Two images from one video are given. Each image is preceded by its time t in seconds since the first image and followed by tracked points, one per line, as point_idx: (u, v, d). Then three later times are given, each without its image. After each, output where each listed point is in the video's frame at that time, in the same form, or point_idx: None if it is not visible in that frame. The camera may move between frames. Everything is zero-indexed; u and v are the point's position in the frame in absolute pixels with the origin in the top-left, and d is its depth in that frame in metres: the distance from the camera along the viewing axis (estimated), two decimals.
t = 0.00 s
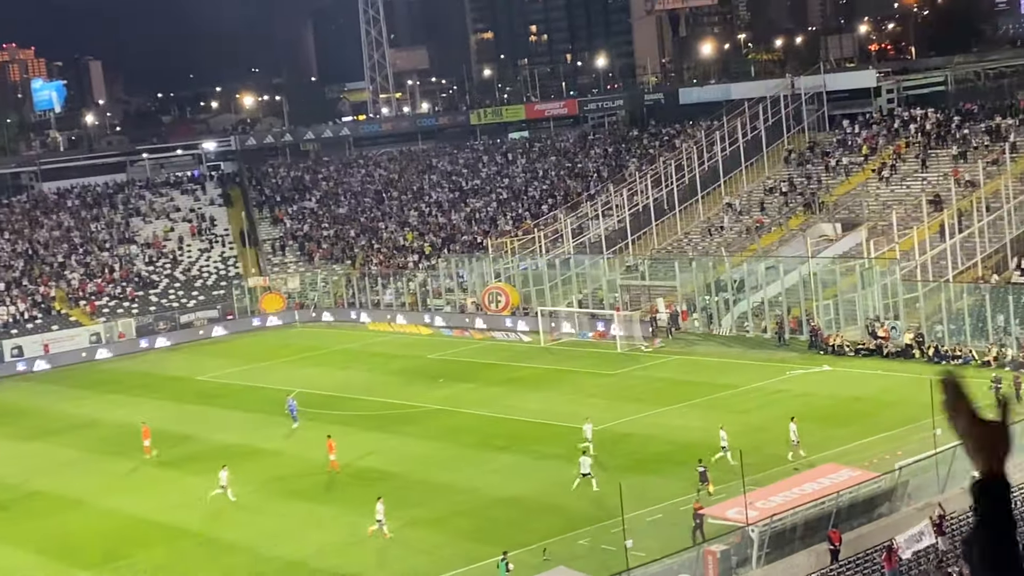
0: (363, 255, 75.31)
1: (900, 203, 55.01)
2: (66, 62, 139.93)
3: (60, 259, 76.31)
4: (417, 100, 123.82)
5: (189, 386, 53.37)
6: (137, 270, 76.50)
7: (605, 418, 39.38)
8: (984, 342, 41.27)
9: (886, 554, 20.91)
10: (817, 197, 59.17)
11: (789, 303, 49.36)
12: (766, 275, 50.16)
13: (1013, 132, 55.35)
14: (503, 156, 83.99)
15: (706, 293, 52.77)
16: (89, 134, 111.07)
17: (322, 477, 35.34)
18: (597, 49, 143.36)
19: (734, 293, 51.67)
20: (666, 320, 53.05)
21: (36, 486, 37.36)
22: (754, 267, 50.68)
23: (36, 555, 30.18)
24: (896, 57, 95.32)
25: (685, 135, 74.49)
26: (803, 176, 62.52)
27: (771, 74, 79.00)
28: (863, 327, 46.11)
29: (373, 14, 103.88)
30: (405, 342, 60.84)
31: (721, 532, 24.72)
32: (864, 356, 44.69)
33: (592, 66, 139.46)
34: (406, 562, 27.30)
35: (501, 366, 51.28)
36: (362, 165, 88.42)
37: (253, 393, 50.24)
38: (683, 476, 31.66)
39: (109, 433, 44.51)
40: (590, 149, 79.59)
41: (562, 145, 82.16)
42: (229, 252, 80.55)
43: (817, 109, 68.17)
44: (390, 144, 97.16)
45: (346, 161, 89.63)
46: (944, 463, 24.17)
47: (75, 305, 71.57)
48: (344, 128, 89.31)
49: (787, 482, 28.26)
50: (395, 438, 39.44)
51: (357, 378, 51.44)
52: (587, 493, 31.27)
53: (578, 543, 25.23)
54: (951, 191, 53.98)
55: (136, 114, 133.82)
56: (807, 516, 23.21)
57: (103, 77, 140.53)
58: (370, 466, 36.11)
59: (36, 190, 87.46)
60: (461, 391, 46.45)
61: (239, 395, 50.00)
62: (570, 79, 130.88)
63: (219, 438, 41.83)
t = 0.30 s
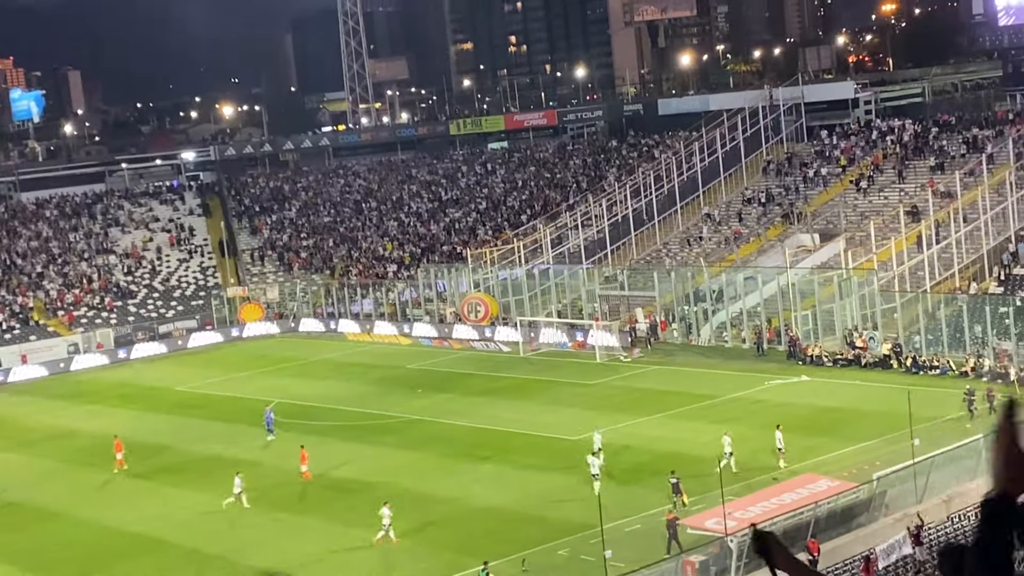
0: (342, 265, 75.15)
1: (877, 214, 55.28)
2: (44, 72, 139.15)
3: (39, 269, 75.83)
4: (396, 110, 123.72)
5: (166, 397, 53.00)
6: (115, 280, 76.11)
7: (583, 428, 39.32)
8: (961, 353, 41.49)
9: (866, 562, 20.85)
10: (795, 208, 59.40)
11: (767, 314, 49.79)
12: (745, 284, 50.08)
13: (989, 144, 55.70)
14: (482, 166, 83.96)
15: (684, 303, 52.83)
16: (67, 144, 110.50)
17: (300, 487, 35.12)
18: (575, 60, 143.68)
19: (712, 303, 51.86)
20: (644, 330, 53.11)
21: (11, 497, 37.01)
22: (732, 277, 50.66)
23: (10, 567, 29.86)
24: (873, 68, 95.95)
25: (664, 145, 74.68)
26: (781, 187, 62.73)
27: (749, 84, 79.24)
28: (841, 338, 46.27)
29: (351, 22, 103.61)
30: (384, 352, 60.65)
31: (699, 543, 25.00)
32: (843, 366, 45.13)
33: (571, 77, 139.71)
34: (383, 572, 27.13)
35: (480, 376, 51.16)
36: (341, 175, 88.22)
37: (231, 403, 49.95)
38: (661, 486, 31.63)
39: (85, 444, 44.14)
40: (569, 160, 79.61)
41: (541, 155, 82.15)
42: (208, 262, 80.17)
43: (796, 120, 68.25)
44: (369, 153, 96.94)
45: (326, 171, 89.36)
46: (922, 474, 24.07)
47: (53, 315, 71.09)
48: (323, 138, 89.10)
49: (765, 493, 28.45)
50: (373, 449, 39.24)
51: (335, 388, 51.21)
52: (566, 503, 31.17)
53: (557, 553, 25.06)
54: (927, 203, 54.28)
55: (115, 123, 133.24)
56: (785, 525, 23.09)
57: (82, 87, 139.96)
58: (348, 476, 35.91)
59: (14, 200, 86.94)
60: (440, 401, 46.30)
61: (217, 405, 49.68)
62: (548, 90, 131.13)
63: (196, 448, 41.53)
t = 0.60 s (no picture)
0: (325, 275, 74.93)
1: (859, 225, 55.45)
2: (28, 82, 138.65)
3: (21, 279, 75.44)
4: (380, 121, 123.59)
5: (149, 407, 52.70)
6: (98, 290, 75.74)
7: (567, 438, 39.24)
8: (944, 363, 41.52)
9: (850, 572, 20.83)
10: (778, 217, 59.56)
11: (750, 324, 49.64)
12: (728, 294, 50.18)
13: (971, 155, 55.93)
14: (465, 176, 83.86)
15: (667, 313, 52.85)
16: (50, 153, 110.00)
17: (282, 497, 34.96)
18: (560, 71, 144.00)
19: (695, 312, 51.73)
20: (628, 340, 53.08)
21: None
22: (716, 287, 50.69)
23: None
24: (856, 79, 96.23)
25: (648, 155, 74.73)
26: (764, 197, 62.87)
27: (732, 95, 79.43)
28: (824, 348, 46.30)
29: (335, 31, 103.43)
30: (367, 362, 60.47)
31: (682, 554, 25.02)
32: (826, 376, 45.06)
33: (555, 87, 139.88)
34: None
35: (464, 385, 51.03)
36: (325, 185, 88.00)
37: (213, 413, 49.71)
38: (645, 496, 31.56)
39: (67, 454, 43.85)
40: (552, 169, 79.57)
41: (525, 165, 82.08)
42: (191, 272, 79.82)
43: (779, 131, 68.21)
44: (353, 163, 96.76)
45: (310, 181, 89.13)
46: (905, 484, 23.98)
47: (36, 325, 70.67)
48: (306, 148, 88.90)
49: (748, 503, 28.59)
50: (355, 459, 39.08)
51: (318, 398, 50.98)
52: (548, 513, 31.08)
53: (540, 564, 25.13)
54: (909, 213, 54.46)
55: (98, 133, 132.77)
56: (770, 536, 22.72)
57: (65, 97, 139.42)
58: (330, 486, 35.78)
59: None
60: (423, 411, 46.15)
61: (200, 415, 49.38)
62: (532, 100, 131.15)
63: (178, 459, 41.25)
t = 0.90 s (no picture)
0: (310, 283, 74.74)
1: (845, 231, 55.57)
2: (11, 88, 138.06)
3: (5, 287, 75.06)
4: (365, 126, 123.33)
5: (133, 414, 52.39)
6: (82, 297, 75.37)
7: (553, 444, 39.15)
8: (929, 369, 41.67)
9: None
10: (764, 224, 59.69)
11: (736, 330, 49.85)
12: (714, 301, 50.37)
13: (956, 162, 56.07)
14: (451, 183, 83.68)
15: (653, 319, 52.86)
16: (34, 160, 109.52)
17: (268, 504, 34.77)
18: (545, 78, 144.13)
19: (681, 319, 51.82)
20: (614, 346, 53.04)
21: None
22: (701, 293, 50.87)
23: None
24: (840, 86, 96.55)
25: (633, 162, 74.73)
26: (750, 204, 62.96)
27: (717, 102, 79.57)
28: (809, 354, 46.30)
29: (320, 38, 103.15)
30: (353, 369, 60.26)
31: (669, 560, 24.96)
32: (811, 382, 45.10)
33: (541, 94, 139.83)
34: None
35: (450, 392, 50.90)
36: (310, 192, 87.75)
37: (198, 420, 49.44)
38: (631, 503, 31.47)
39: (50, 461, 43.56)
40: (538, 176, 79.57)
41: (510, 172, 82.03)
42: (175, 279, 79.50)
43: (763, 138, 68.15)
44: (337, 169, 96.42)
45: (295, 188, 88.86)
46: (890, 490, 23.94)
47: (20, 332, 70.29)
48: (292, 154, 88.66)
49: (734, 509, 28.55)
50: (341, 466, 38.90)
51: (303, 405, 50.73)
52: (534, 520, 30.98)
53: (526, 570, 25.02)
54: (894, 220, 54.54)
55: (82, 139, 132.24)
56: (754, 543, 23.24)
57: (49, 103, 138.89)
58: (315, 493, 35.60)
59: None
60: (409, 418, 45.99)
61: (184, 423, 49.07)
62: (518, 106, 131.12)
63: (163, 466, 40.97)
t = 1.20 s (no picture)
0: (294, 284, 74.62)
1: (829, 233, 55.75)
2: None
3: None
4: (350, 128, 123.14)
5: (117, 416, 52.15)
6: (65, 298, 75.01)
7: (538, 446, 39.11)
8: (912, 370, 41.82)
9: None
10: (748, 226, 59.86)
11: (720, 332, 49.85)
12: (698, 303, 50.38)
13: (939, 164, 56.28)
14: (435, 185, 83.57)
15: (638, 321, 52.86)
16: (17, 162, 108.88)
17: (254, 506, 34.63)
18: (530, 79, 144.42)
19: (666, 320, 51.78)
20: (598, 348, 53.05)
21: None
22: (686, 295, 50.84)
23: None
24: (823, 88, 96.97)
25: (618, 164, 74.77)
26: (734, 206, 63.11)
27: (702, 104, 79.77)
28: (793, 355, 46.43)
29: (305, 39, 102.91)
30: (337, 371, 60.09)
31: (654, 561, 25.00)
32: (795, 384, 45.09)
33: (525, 96, 139.89)
34: None
35: (435, 394, 50.83)
36: (295, 194, 87.57)
37: (183, 422, 49.25)
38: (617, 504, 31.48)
39: (34, 464, 43.29)
40: (523, 178, 79.63)
41: (495, 174, 82.04)
42: (159, 280, 79.20)
43: (748, 140, 68.94)
44: (322, 171, 96.16)
45: (279, 190, 88.67)
46: (873, 491, 23.95)
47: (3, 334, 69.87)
48: (276, 155, 88.44)
49: (718, 510, 28.63)
50: (326, 467, 38.79)
51: (288, 407, 50.59)
52: (520, 521, 30.99)
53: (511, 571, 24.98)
54: (877, 222, 54.76)
55: (66, 141, 131.56)
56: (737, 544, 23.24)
57: (32, 104, 138.09)
58: (300, 495, 35.49)
59: None
60: (394, 419, 45.92)
61: (168, 425, 48.85)
62: (503, 109, 131.28)
63: (148, 468, 40.77)
